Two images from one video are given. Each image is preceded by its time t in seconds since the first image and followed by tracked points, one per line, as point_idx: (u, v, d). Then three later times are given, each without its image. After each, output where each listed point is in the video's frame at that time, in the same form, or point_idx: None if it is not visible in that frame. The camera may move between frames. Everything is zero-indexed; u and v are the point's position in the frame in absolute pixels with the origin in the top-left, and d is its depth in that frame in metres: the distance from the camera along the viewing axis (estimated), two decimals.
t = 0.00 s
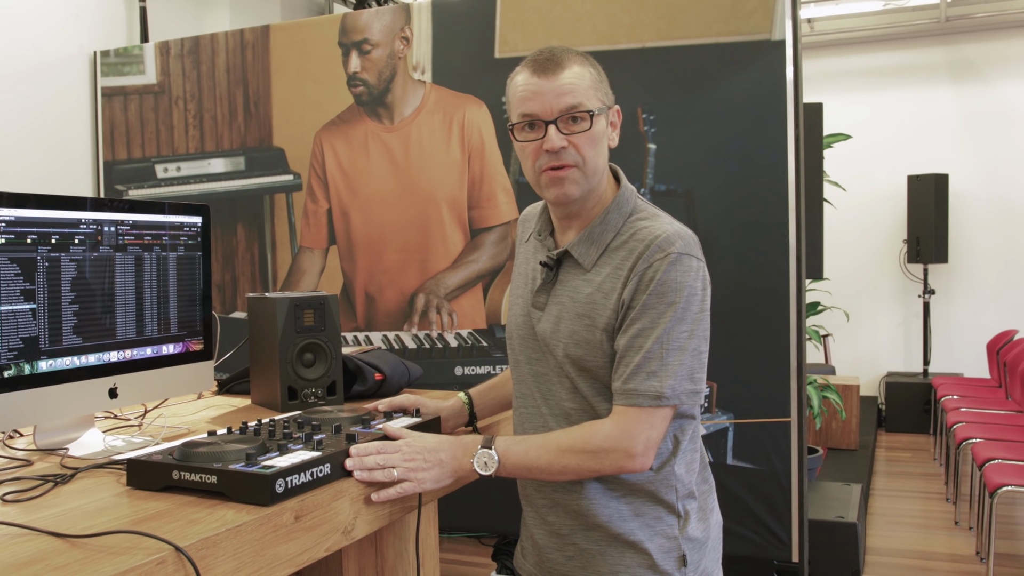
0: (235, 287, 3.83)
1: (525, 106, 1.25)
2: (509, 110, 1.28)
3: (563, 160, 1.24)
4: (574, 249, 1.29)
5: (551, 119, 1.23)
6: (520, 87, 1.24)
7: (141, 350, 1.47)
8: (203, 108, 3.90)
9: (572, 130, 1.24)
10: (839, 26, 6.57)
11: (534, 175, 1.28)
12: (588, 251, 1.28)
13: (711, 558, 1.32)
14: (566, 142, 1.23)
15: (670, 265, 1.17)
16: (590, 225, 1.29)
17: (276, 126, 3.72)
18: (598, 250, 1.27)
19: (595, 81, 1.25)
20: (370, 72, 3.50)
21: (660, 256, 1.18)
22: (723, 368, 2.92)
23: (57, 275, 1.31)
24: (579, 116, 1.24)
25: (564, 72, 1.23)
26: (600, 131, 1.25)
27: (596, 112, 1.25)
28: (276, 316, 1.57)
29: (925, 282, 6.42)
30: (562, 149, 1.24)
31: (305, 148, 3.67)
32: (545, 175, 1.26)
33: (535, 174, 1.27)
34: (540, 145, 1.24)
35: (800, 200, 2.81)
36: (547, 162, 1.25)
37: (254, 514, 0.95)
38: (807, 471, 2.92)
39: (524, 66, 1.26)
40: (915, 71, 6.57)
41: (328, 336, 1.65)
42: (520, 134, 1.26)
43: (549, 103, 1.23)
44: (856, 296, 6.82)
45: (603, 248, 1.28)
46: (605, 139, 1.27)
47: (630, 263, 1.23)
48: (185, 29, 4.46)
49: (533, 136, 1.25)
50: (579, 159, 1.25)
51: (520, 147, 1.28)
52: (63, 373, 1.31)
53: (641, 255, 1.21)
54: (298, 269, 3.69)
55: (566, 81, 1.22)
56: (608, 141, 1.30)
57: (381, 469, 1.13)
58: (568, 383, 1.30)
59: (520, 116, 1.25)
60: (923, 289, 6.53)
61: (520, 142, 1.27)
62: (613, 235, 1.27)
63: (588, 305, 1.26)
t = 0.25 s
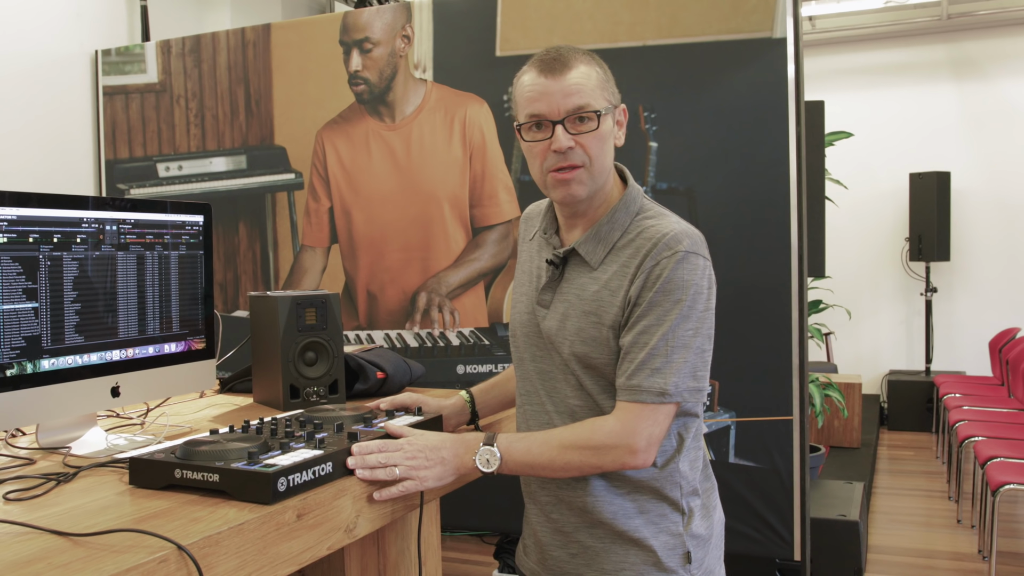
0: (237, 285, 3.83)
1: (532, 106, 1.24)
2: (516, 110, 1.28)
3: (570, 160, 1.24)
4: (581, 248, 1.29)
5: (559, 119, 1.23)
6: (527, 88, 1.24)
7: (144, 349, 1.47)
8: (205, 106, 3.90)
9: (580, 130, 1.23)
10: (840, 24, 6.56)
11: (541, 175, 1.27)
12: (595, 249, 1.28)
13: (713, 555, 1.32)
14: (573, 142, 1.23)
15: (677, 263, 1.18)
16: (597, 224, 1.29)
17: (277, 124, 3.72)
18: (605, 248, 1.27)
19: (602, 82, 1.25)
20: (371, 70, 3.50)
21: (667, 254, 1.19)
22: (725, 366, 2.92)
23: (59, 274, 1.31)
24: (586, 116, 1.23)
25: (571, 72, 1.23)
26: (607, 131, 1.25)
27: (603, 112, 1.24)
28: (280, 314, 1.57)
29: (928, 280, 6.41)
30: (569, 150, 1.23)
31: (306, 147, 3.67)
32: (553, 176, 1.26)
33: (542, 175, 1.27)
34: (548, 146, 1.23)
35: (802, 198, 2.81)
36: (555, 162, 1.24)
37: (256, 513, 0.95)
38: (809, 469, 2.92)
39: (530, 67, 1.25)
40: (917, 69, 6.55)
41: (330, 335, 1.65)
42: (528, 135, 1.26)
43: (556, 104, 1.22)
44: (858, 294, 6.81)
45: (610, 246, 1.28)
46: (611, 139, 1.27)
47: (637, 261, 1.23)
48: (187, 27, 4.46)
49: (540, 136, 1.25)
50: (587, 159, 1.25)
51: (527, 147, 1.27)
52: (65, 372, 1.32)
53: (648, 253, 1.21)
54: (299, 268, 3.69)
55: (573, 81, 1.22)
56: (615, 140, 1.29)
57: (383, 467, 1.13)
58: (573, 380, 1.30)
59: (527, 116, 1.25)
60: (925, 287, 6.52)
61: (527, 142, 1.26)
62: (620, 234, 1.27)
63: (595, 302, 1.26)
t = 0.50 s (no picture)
0: (235, 284, 3.84)
1: (533, 108, 1.25)
2: (518, 111, 1.28)
3: (572, 161, 1.24)
4: (586, 245, 1.30)
5: (560, 120, 1.23)
6: (528, 90, 1.24)
7: (142, 347, 1.47)
8: (203, 105, 3.90)
9: (581, 130, 1.24)
10: (838, 21, 6.55)
11: (545, 175, 1.28)
12: (600, 247, 1.28)
13: (715, 552, 1.32)
14: (575, 143, 1.23)
15: (680, 260, 1.18)
16: (602, 222, 1.29)
17: (275, 123, 3.72)
18: (610, 246, 1.28)
19: (602, 80, 1.25)
20: (369, 68, 3.50)
21: (671, 251, 1.19)
22: (723, 363, 2.92)
23: (57, 273, 1.31)
24: (587, 116, 1.23)
25: (571, 72, 1.23)
26: (608, 130, 1.25)
27: (603, 111, 1.24)
28: (277, 312, 1.58)
29: (925, 277, 6.42)
30: (570, 151, 1.23)
31: (304, 145, 3.67)
32: (555, 176, 1.26)
33: (546, 176, 1.28)
34: (549, 147, 1.24)
35: (799, 194, 2.81)
36: (557, 164, 1.25)
37: (254, 510, 0.95)
38: (807, 465, 2.92)
39: (530, 68, 1.26)
40: (914, 66, 6.56)
41: (327, 333, 1.65)
42: (529, 136, 1.26)
43: (557, 105, 1.23)
44: (856, 291, 6.82)
45: (615, 244, 1.28)
46: (613, 138, 1.27)
47: (641, 258, 1.23)
48: (184, 26, 4.46)
49: (542, 138, 1.25)
50: (589, 159, 1.25)
51: (530, 148, 1.28)
52: (63, 371, 1.32)
53: (652, 250, 1.22)
54: (298, 266, 3.69)
55: (573, 82, 1.22)
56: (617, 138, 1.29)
57: (381, 465, 1.13)
58: (577, 377, 1.30)
59: (529, 118, 1.26)
60: (923, 284, 6.53)
61: (530, 144, 1.27)
62: (625, 231, 1.28)
63: (599, 299, 1.26)
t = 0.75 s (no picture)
0: (228, 278, 3.83)
1: (534, 103, 1.25)
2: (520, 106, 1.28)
3: (573, 156, 1.24)
4: (590, 237, 1.30)
5: (560, 115, 1.23)
6: (529, 85, 1.24)
7: (133, 341, 1.47)
8: (194, 98, 3.88)
9: (581, 125, 1.23)
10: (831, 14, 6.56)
11: (547, 170, 1.28)
12: (604, 239, 1.28)
13: (715, 545, 1.33)
14: (576, 138, 1.23)
15: (684, 253, 1.18)
16: (606, 215, 1.29)
17: (267, 116, 3.71)
18: (614, 239, 1.28)
19: (603, 74, 1.24)
20: (361, 61, 3.49)
21: (675, 245, 1.19)
22: (716, 356, 2.93)
23: (48, 267, 1.31)
24: (588, 110, 1.23)
25: (571, 67, 1.23)
26: (610, 124, 1.24)
27: (604, 105, 1.24)
28: (270, 307, 1.57)
29: (918, 270, 6.44)
30: (571, 145, 1.23)
31: (296, 139, 3.66)
32: (557, 171, 1.26)
33: (548, 170, 1.28)
34: (550, 142, 1.24)
35: (792, 187, 2.82)
36: (558, 159, 1.25)
37: (247, 503, 0.95)
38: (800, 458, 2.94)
39: (531, 63, 1.25)
40: (907, 59, 6.57)
41: (320, 327, 1.65)
42: (531, 131, 1.26)
43: (557, 99, 1.22)
44: (849, 284, 6.84)
45: (620, 237, 1.28)
46: (615, 131, 1.26)
47: (645, 251, 1.23)
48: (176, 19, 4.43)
49: (543, 133, 1.25)
50: (590, 154, 1.24)
51: (532, 143, 1.28)
52: (55, 365, 1.31)
53: (656, 243, 1.22)
54: (290, 260, 3.68)
55: (573, 76, 1.22)
56: (620, 131, 1.29)
57: (375, 458, 1.13)
58: (580, 369, 1.31)
59: (530, 113, 1.26)
60: (915, 277, 6.56)
61: (532, 139, 1.27)
62: (629, 225, 1.28)
63: (603, 291, 1.27)
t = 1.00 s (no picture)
0: (229, 282, 3.83)
1: (540, 106, 1.25)
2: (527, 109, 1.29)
3: (576, 159, 1.24)
4: (598, 239, 1.30)
5: (564, 119, 1.23)
6: (536, 88, 1.25)
7: (134, 345, 1.47)
8: (195, 103, 3.89)
9: (585, 129, 1.23)
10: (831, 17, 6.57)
11: (552, 172, 1.29)
12: (612, 242, 1.29)
13: (719, 549, 1.33)
14: (579, 142, 1.23)
15: (690, 257, 1.19)
16: (615, 217, 1.29)
17: (268, 121, 3.72)
18: (622, 241, 1.28)
19: (610, 78, 1.24)
20: (362, 66, 3.50)
21: (681, 248, 1.20)
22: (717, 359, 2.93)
23: (49, 271, 1.31)
24: (592, 115, 1.23)
25: (577, 71, 1.23)
26: (615, 129, 1.24)
27: (609, 111, 1.24)
28: (270, 311, 1.58)
29: (919, 272, 6.44)
30: (574, 149, 1.23)
31: (298, 144, 3.66)
32: (561, 174, 1.26)
33: (553, 172, 1.28)
34: (554, 145, 1.24)
35: (792, 190, 2.82)
36: (562, 162, 1.25)
37: (248, 507, 0.95)
38: (801, 461, 2.93)
39: (539, 67, 1.26)
40: (906, 62, 6.58)
41: (321, 331, 1.65)
42: (537, 133, 1.27)
43: (562, 103, 1.23)
44: (851, 287, 6.84)
45: (627, 240, 1.28)
46: (620, 136, 1.26)
47: (652, 254, 1.23)
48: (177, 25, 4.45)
49: (548, 135, 1.26)
50: (593, 158, 1.25)
51: (538, 145, 1.29)
52: (56, 369, 1.32)
53: (663, 246, 1.22)
54: (291, 264, 3.69)
55: (578, 81, 1.22)
56: (627, 137, 1.28)
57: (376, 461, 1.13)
58: (586, 370, 1.31)
59: (536, 116, 1.26)
60: (916, 280, 6.56)
61: (537, 141, 1.28)
62: (637, 227, 1.28)
63: (610, 293, 1.27)
